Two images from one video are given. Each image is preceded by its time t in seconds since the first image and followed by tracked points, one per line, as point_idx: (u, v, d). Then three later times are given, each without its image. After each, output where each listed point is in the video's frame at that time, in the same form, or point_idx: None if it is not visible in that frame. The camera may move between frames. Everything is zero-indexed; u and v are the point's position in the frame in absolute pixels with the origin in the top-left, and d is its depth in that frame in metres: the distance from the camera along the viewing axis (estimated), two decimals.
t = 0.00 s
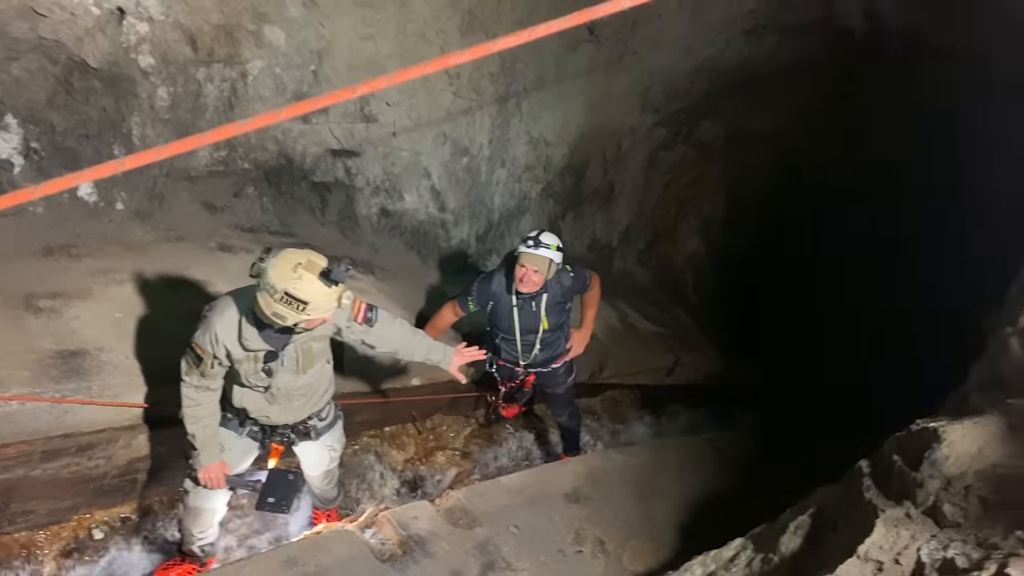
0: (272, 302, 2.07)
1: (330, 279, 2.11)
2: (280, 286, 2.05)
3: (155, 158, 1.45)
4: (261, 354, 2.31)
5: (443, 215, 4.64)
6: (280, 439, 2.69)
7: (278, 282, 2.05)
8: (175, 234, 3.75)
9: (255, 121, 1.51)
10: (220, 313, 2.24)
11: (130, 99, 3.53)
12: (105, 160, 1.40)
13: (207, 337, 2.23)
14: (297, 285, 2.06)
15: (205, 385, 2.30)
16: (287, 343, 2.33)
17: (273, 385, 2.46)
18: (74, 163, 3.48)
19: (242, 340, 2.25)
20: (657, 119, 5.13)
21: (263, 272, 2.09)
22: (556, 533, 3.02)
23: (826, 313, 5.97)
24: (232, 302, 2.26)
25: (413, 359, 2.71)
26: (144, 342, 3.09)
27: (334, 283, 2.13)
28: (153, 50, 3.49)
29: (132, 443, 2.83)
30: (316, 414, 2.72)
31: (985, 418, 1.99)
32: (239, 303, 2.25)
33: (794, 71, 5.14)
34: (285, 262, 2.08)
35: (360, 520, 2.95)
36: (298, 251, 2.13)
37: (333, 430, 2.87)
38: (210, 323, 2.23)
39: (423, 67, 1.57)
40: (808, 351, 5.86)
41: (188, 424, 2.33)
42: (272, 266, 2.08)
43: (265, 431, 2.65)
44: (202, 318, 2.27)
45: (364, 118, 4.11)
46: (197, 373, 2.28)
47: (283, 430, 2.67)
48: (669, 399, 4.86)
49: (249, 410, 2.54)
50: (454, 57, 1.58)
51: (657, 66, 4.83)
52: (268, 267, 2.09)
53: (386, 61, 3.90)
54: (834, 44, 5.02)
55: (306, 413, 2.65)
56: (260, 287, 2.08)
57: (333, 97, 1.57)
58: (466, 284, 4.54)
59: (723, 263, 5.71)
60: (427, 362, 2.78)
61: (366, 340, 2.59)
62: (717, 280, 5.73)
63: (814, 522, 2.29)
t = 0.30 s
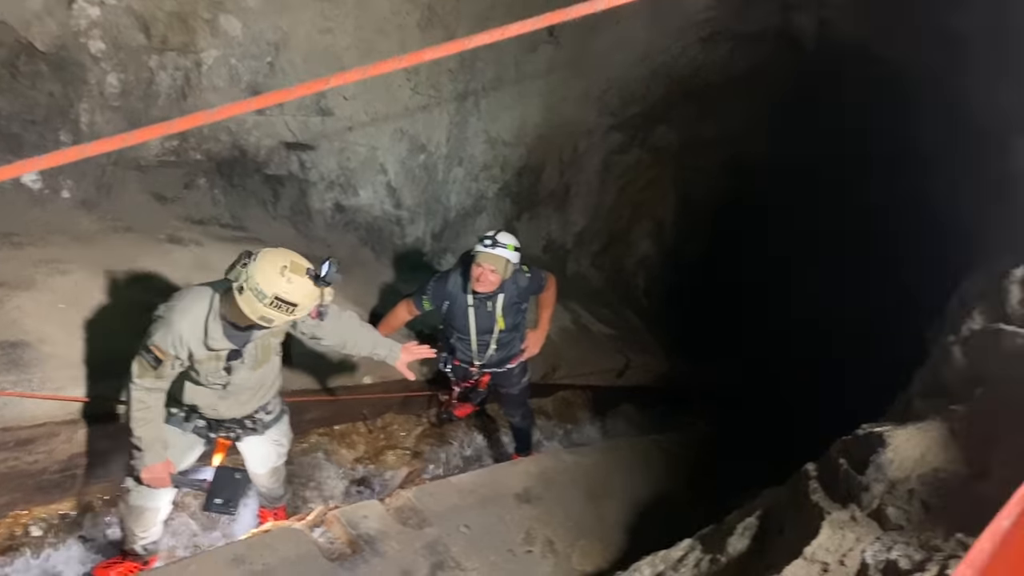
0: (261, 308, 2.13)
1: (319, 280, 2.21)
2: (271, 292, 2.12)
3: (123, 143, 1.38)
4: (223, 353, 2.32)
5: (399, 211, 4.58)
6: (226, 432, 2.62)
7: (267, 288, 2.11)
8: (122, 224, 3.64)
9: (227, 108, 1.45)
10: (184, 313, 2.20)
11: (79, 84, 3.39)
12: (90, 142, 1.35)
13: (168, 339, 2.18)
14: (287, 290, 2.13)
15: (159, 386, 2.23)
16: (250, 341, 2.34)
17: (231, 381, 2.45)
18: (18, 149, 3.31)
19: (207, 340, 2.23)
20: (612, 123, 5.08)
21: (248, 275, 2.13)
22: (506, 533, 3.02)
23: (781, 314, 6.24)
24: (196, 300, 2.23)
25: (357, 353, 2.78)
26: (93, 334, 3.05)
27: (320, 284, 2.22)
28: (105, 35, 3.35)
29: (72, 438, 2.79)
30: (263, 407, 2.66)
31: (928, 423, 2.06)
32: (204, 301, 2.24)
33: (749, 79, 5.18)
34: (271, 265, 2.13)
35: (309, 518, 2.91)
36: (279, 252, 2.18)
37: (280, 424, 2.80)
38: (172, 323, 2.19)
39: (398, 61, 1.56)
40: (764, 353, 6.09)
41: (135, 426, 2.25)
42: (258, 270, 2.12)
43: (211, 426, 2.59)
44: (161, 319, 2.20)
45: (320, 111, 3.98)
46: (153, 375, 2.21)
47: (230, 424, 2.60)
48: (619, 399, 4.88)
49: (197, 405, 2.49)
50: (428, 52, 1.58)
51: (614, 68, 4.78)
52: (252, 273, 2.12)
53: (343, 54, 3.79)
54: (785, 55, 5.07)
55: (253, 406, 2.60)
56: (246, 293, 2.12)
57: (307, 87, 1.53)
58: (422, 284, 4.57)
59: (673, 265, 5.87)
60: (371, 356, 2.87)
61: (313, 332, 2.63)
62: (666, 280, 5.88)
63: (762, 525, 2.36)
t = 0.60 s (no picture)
0: (228, 308, 2.18)
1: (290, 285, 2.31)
2: (241, 293, 2.18)
3: (87, 129, 1.37)
4: (180, 349, 2.31)
5: (352, 208, 4.52)
6: (172, 427, 2.56)
7: (238, 289, 2.17)
8: (68, 213, 3.58)
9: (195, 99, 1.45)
10: (142, 308, 2.20)
11: (26, 67, 3.26)
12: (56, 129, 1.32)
13: (126, 332, 2.18)
14: (256, 292, 2.20)
15: (110, 381, 2.21)
16: (207, 337, 2.34)
17: (184, 377, 2.42)
18: None
19: (165, 334, 2.24)
20: (569, 127, 5.16)
21: (218, 275, 2.17)
22: (453, 534, 3.03)
23: (737, 327, 6.20)
24: (155, 296, 2.23)
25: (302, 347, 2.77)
26: (37, 325, 3.15)
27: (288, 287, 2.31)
28: (54, 18, 3.25)
29: (10, 429, 2.93)
30: (210, 401, 2.62)
31: (871, 432, 2.14)
32: (163, 296, 2.24)
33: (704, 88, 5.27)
34: (243, 266, 2.20)
35: (254, 516, 2.85)
36: (249, 254, 2.25)
37: (226, 417, 2.76)
38: (130, 318, 2.19)
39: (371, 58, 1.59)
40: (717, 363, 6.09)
41: (83, 420, 2.22)
42: (228, 271, 2.18)
43: (156, 420, 2.53)
44: (119, 312, 2.20)
45: (275, 105, 3.92)
46: (104, 369, 2.18)
47: (176, 418, 2.55)
48: (567, 400, 4.94)
49: (146, 398, 2.44)
50: (403, 51, 1.62)
51: (572, 74, 4.85)
52: (223, 273, 2.17)
53: (302, 48, 3.71)
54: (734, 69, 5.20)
55: (201, 401, 2.56)
56: (215, 292, 2.16)
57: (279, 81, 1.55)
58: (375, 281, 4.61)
59: (627, 267, 5.89)
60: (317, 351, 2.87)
61: (263, 327, 2.62)
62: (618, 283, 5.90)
63: (708, 528, 2.40)
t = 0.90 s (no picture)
0: (194, 304, 2.15)
1: (261, 283, 2.31)
2: (208, 290, 2.15)
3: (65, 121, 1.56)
4: (145, 343, 2.26)
5: (319, 208, 4.42)
6: (134, 423, 2.51)
7: (205, 286, 2.14)
8: (27, 205, 3.53)
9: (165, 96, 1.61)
10: (107, 300, 2.16)
11: None
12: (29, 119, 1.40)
13: (90, 326, 2.14)
14: (224, 289, 2.17)
15: (72, 374, 2.16)
16: (173, 332, 2.30)
17: (148, 372, 2.38)
18: None
19: (130, 328, 2.20)
20: (537, 135, 5.19)
21: (184, 271, 2.14)
22: (413, 538, 3.02)
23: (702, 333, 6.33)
24: (121, 289, 2.19)
25: (272, 348, 2.75)
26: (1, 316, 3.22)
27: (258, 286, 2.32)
28: (20, 5, 3.15)
29: None
30: (173, 397, 2.57)
31: (831, 444, 2.20)
32: (130, 289, 2.20)
33: (668, 105, 5.37)
34: (210, 263, 2.17)
35: (212, 517, 2.80)
36: (217, 250, 2.21)
37: (188, 415, 2.71)
38: (95, 311, 2.15)
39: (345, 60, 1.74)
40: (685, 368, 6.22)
41: (43, 414, 2.18)
42: (196, 267, 2.14)
43: (117, 416, 2.48)
44: (82, 305, 2.16)
45: (244, 101, 3.81)
46: (67, 363, 2.14)
47: (138, 414, 2.50)
48: (524, 410, 4.94)
49: (108, 393, 2.39)
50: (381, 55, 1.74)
51: (543, 82, 4.88)
52: (191, 270, 2.14)
53: (272, 46, 3.64)
54: (704, 82, 5.25)
55: (164, 397, 2.52)
56: (182, 288, 2.13)
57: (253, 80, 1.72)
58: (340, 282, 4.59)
59: (591, 276, 5.91)
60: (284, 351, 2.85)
61: (230, 326, 2.58)
62: (582, 291, 5.92)
63: (669, 536, 2.42)
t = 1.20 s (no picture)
0: (184, 306, 2.14)
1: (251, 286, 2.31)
2: (198, 293, 2.14)
3: (82, 123, 1.38)
4: (132, 345, 2.25)
5: (307, 212, 4.40)
6: (119, 425, 2.50)
7: (196, 288, 2.13)
8: (13, 203, 3.50)
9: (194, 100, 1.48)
10: (96, 301, 2.15)
11: None
12: (50, 123, 1.33)
13: (77, 326, 2.12)
14: (214, 291, 2.16)
15: (58, 375, 2.15)
16: (161, 334, 2.29)
17: (135, 374, 2.36)
18: None
19: (117, 329, 2.18)
20: (526, 143, 5.25)
21: (175, 273, 2.13)
22: (396, 545, 3.01)
23: (678, 348, 6.33)
24: (110, 290, 2.18)
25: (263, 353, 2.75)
26: None
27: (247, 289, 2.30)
28: (11, 3, 3.12)
29: None
30: (159, 400, 2.56)
31: (816, 456, 2.23)
32: (119, 290, 2.19)
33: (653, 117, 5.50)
34: (202, 265, 2.16)
35: (195, 520, 2.79)
36: (208, 252, 2.21)
37: (174, 418, 2.70)
38: (83, 311, 2.13)
39: (372, 70, 1.65)
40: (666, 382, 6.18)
41: (28, 415, 2.16)
42: (187, 269, 2.13)
43: (102, 417, 2.47)
44: (70, 306, 2.15)
45: (234, 104, 3.82)
46: (53, 363, 2.12)
47: (124, 416, 2.49)
48: (510, 416, 4.98)
49: (94, 395, 2.37)
50: (400, 64, 1.70)
51: (533, 90, 4.91)
52: (183, 271, 2.13)
53: (263, 48, 3.64)
54: (689, 96, 5.32)
55: (150, 400, 2.50)
56: (172, 289, 2.12)
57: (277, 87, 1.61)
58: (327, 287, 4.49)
59: (575, 285, 5.93)
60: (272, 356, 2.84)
61: (218, 329, 2.57)
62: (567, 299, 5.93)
63: (653, 545, 2.44)
